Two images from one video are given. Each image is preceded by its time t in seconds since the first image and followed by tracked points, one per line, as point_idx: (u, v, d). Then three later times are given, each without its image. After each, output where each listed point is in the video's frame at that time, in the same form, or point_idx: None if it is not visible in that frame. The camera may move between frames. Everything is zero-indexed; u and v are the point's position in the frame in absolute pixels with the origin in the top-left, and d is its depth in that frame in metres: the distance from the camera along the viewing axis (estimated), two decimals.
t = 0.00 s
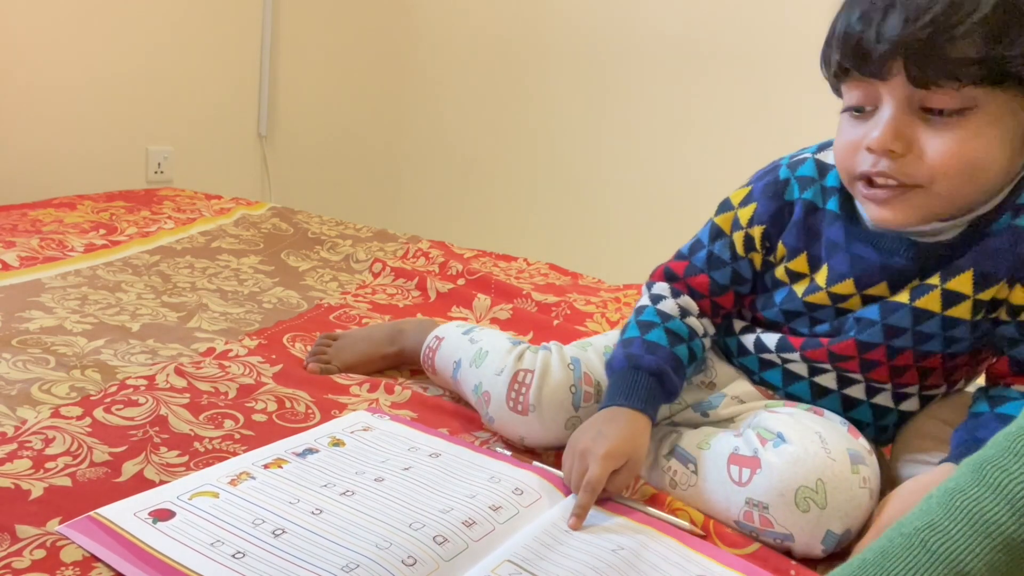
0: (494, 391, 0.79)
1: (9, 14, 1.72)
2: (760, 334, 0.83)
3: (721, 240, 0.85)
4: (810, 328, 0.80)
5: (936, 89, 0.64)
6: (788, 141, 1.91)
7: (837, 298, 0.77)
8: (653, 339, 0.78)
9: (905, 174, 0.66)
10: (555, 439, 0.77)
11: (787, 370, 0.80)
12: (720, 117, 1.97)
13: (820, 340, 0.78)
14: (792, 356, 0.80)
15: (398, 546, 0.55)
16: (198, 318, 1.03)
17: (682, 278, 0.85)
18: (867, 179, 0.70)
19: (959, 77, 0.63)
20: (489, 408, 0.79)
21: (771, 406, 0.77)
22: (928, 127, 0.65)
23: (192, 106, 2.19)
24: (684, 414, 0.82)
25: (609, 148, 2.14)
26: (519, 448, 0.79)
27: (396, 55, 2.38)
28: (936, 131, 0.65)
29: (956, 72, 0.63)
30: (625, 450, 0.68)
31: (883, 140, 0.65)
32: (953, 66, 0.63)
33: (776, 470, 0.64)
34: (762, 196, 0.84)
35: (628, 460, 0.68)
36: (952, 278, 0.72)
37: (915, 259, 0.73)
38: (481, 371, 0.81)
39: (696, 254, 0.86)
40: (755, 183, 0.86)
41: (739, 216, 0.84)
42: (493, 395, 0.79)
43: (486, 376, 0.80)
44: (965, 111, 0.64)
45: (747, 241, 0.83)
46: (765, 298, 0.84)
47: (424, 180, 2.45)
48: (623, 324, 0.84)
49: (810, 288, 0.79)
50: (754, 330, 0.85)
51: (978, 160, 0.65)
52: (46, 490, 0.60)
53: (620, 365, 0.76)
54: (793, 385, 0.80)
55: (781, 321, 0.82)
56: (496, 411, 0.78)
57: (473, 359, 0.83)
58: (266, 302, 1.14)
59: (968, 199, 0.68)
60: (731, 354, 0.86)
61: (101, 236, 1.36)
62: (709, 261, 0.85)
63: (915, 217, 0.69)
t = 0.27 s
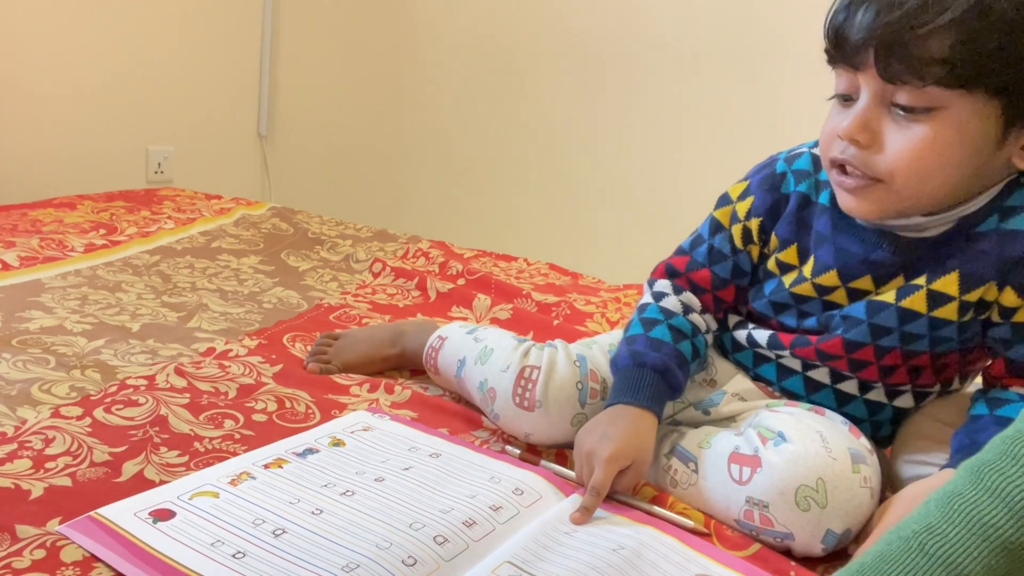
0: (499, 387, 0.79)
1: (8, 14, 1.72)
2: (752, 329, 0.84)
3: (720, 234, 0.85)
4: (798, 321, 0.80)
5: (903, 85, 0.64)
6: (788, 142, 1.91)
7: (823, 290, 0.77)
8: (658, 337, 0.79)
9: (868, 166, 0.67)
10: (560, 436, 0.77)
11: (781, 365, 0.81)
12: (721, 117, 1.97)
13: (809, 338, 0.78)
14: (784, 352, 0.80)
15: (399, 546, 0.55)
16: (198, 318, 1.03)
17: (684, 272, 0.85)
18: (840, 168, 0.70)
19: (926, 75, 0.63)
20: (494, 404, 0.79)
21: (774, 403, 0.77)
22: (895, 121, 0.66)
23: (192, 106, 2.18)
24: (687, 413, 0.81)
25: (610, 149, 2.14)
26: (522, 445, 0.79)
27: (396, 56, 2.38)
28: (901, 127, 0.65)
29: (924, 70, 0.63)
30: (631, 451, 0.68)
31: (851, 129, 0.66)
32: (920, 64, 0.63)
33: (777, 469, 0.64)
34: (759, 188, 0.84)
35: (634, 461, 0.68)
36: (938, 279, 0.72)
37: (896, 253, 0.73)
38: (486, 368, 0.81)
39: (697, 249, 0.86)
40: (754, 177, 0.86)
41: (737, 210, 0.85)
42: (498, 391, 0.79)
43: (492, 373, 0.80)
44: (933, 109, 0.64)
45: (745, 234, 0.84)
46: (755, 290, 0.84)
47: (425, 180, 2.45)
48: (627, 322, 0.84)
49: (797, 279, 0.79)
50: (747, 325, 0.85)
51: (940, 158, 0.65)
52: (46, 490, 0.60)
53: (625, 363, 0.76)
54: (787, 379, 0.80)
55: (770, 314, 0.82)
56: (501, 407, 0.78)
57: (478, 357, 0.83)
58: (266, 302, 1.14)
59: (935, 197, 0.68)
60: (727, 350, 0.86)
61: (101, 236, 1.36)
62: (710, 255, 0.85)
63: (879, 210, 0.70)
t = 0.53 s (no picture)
0: (502, 390, 0.78)
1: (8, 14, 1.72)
2: (756, 331, 0.83)
3: (725, 235, 0.84)
4: (802, 322, 0.80)
5: (918, 88, 0.64)
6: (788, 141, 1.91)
7: (829, 291, 0.77)
8: (663, 343, 0.78)
9: (878, 167, 0.67)
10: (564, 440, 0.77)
11: (784, 366, 0.81)
12: (721, 117, 1.97)
13: (814, 338, 0.78)
14: (788, 353, 0.80)
15: (398, 546, 0.55)
16: (198, 319, 1.03)
17: (689, 275, 0.84)
18: (848, 168, 0.70)
19: (942, 79, 0.63)
20: (497, 408, 0.78)
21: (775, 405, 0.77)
22: (908, 124, 0.65)
23: (192, 105, 2.18)
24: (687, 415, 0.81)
25: (610, 148, 2.14)
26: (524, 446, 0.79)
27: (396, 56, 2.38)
28: (914, 130, 0.65)
29: (941, 74, 0.63)
30: (637, 462, 0.68)
31: (863, 130, 0.66)
32: (937, 66, 0.63)
33: (776, 474, 0.64)
34: (764, 188, 0.84)
35: (640, 472, 0.68)
36: (945, 279, 0.72)
37: (904, 254, 0.74)
38: (489, 370, 0.81)
39: (701, 250, 0.85)
40: (757, 176, 0.86)
41: (742, 210, 0.84)
42: (502, 395, 0.78)
43: (495, 376, 0.80)
44: (946, 113, 0.64)
45: (750, 235, 0.83)
46: (759, 291, 0.84)
47: (425, 180, 2.45)
48: (629, 326, 0.83)
49: (803, 281, 0.79)
50: (750, 326, 0.84)
51: (951, 161, 0.65)
52: (46, 490, 0.60)
53: (631, 371, 0.75)
54: (790, 381, 0.81)
55: (774, 315, 0.82)
56: (505, 411, 0.78)
57: (480, 359, 0.83)
58: (266, 302, 1.14)
59: (944, 199, 0.68)
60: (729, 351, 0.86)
61: (101, 236, 1.36)
62: (715, 257, 0.84)
63: (888, 211, 0.70)
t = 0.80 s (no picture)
0: (514, 392, 0.77)
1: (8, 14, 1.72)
2: (763, 331, 0.83)
3: (738, 236, 0.84)
4: (811, 321, 0.80)
5: (950, 93, 0.65)
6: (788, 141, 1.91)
7: (840, 291, 0.77)
8: (680, 353, 0.77)
9: (905, 172, 0.68)
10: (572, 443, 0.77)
11: (790, 367, 0.81)
12: (721, 117, 1.97)
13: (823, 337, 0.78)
14: (795, 352, 0.80)
15: (399, 546, 0.55)
16: (198, 319, 1.03)
17: (703, 278, 0.84)
18: (871, 172, 0.71)
19: (975, 83, 0.64)
20: (507, 409, 0.77)
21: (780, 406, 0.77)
22: (938, 128, 0.66)
23: (193, 106, 2.18)
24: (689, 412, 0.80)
25: (610, 148, 2.14)
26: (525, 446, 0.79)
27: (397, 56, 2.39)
28: (944, 135, 0.66)
29: (975, 79, 0.64)
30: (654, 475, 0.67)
31: (892, 135, 0.66)
32: (970, 71, 0.64)
33: (780, 474, 0.64)
34: (775, 189, 0.84)
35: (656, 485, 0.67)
36: (954, 276, 0.72)
37: (917, 253, 0.74)
38: (499, 370, 0.79)
39: (714, 252, 0.85)
40: (767, 176, 0.86)
41: (754, 211, 0.84)
42: (513, 396, 0.77)
43: (505, 377, 0.78)
44: (975, 118, 0.66)
45: (763, 235, 0.83)
46: (768, 291, 0.84)
47: (425, 180, 2.45)
48: (641, 332, 0.81)
49: (813, 281, 0.80)
50: (757, 326, 0.85)
51: (977, 165, 0.67)
52: (46, 490, 0.60)
53: (648, 380, 0.74)
54: (795, 381, 0.81)
55: (783, 315, 0.83)
56: (516, 414, 0.77)
57: (487, 359, 0.82)
58: (266, 302, 1.14)
59: (967, 202, 0.69)
60: (734, 350, 0.86)
61: (101, 236, 1.36)
62: (729, 259, 0.84)
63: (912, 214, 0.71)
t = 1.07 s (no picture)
0: (515, 385, 0.77)
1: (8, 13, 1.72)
2: (768, 328, 0.83)
3: (746, 235, 0.84)
4: (818, 319, 0.80)
5: (954, 86, 0.66)
6: (787, 141, 1.91)
7: (847, 288, 0.77)
8: (691, 355, 0.77)
9: (910, 164, 0.68)
10: (571, 439, 0.77)
11: (794, 364, 0.81)
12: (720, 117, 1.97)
13: (829, 331, 0.78)
14: (800, 347, 0.80)
15: (399, 546, 0.55)
16: (198, 318, 1.03)
17: (710, 277, 0.84)
18: (876, 165, 0.72)
19: (978, 77, 0.65)
20: (508, 404, 0.77)
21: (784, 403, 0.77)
22: (942, 122, 0.67)
23: (193, 106, 2.18)
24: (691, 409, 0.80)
25: (609, 148, 2.14)
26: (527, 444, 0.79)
27: (397, 57, 2.39)
28: (947, 127, 0.67)
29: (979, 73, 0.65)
30: (671, 476, 0.67)
31: (896, 126, 0.67)
32: (973, 66, 0.65)
33: (781, 468, 0.64)
34: (784, 188, 0.84)
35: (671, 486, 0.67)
36: (961, 270, 0.73)
37: (925, 251, 0.74)
38: (500, 365, 0.80)
39: (722, 252, 0.84)
40: (775, 175, 0.86)
41: (762, 210, 0.84)
42: (514, 391, 0.77)
43: (506, 371, 0.78)
44: (980, 112, 0.66)
45: (772, 234, 0.83)
46: (775, 289, 0.84)
47: (425, 181, 2.46)
48: (650, 332, 0.81)
49: (821, 279, 0.79)
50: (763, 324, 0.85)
51: (982, 160, 0.67)
52: (46, 490, 0.60)
53: (659, 381, 0.74)
54: (798, 378, 0.81)
55: (790, 313, 0.82)
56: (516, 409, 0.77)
57: (489, 355, 0.82)
58: (267, 302, 1.14)
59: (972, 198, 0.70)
60: (739, 348, 0.86)
61: (101, 236, 1.36)
62: (736, 258, 0.83)
63: (917, 208, 0.71)
